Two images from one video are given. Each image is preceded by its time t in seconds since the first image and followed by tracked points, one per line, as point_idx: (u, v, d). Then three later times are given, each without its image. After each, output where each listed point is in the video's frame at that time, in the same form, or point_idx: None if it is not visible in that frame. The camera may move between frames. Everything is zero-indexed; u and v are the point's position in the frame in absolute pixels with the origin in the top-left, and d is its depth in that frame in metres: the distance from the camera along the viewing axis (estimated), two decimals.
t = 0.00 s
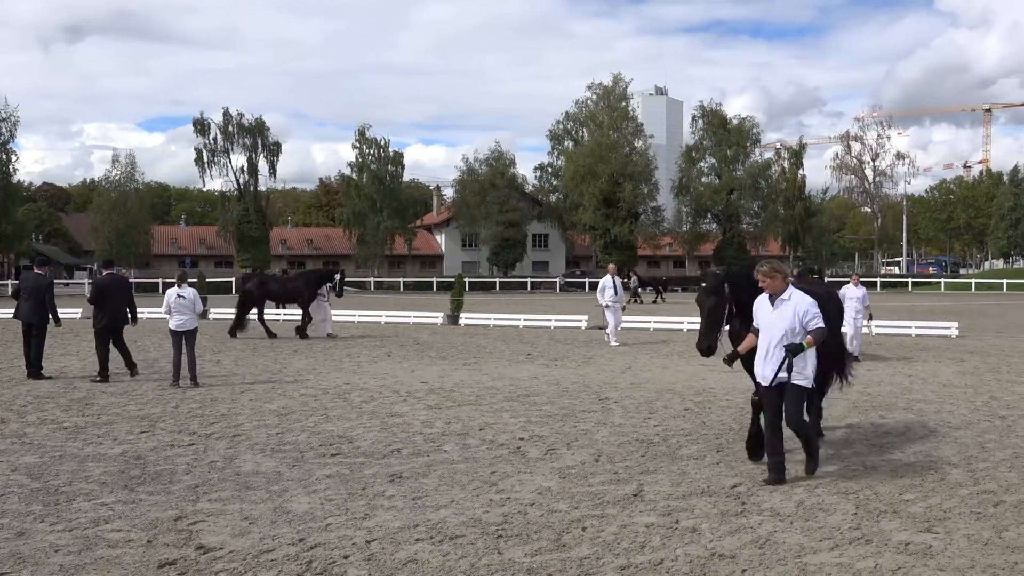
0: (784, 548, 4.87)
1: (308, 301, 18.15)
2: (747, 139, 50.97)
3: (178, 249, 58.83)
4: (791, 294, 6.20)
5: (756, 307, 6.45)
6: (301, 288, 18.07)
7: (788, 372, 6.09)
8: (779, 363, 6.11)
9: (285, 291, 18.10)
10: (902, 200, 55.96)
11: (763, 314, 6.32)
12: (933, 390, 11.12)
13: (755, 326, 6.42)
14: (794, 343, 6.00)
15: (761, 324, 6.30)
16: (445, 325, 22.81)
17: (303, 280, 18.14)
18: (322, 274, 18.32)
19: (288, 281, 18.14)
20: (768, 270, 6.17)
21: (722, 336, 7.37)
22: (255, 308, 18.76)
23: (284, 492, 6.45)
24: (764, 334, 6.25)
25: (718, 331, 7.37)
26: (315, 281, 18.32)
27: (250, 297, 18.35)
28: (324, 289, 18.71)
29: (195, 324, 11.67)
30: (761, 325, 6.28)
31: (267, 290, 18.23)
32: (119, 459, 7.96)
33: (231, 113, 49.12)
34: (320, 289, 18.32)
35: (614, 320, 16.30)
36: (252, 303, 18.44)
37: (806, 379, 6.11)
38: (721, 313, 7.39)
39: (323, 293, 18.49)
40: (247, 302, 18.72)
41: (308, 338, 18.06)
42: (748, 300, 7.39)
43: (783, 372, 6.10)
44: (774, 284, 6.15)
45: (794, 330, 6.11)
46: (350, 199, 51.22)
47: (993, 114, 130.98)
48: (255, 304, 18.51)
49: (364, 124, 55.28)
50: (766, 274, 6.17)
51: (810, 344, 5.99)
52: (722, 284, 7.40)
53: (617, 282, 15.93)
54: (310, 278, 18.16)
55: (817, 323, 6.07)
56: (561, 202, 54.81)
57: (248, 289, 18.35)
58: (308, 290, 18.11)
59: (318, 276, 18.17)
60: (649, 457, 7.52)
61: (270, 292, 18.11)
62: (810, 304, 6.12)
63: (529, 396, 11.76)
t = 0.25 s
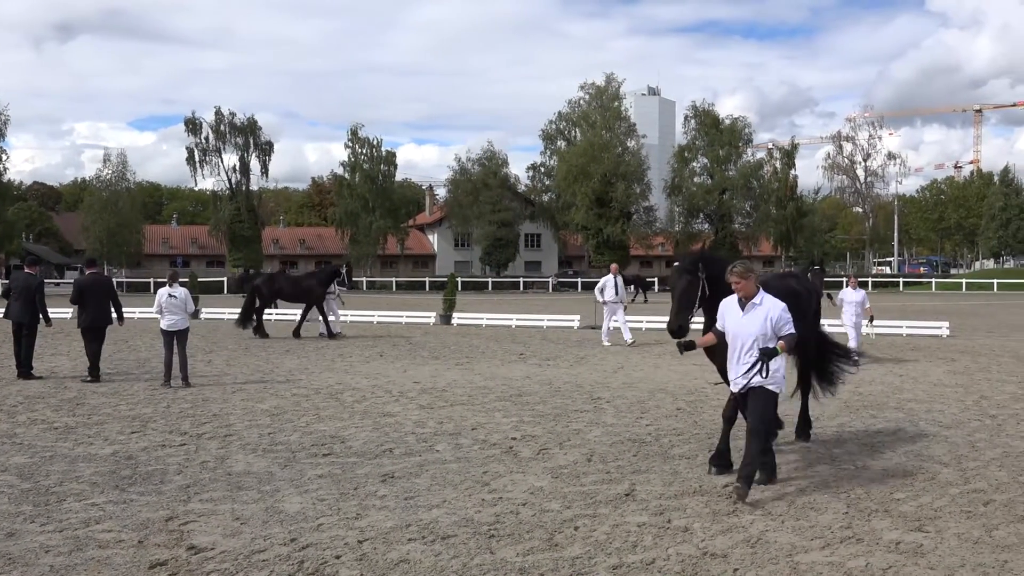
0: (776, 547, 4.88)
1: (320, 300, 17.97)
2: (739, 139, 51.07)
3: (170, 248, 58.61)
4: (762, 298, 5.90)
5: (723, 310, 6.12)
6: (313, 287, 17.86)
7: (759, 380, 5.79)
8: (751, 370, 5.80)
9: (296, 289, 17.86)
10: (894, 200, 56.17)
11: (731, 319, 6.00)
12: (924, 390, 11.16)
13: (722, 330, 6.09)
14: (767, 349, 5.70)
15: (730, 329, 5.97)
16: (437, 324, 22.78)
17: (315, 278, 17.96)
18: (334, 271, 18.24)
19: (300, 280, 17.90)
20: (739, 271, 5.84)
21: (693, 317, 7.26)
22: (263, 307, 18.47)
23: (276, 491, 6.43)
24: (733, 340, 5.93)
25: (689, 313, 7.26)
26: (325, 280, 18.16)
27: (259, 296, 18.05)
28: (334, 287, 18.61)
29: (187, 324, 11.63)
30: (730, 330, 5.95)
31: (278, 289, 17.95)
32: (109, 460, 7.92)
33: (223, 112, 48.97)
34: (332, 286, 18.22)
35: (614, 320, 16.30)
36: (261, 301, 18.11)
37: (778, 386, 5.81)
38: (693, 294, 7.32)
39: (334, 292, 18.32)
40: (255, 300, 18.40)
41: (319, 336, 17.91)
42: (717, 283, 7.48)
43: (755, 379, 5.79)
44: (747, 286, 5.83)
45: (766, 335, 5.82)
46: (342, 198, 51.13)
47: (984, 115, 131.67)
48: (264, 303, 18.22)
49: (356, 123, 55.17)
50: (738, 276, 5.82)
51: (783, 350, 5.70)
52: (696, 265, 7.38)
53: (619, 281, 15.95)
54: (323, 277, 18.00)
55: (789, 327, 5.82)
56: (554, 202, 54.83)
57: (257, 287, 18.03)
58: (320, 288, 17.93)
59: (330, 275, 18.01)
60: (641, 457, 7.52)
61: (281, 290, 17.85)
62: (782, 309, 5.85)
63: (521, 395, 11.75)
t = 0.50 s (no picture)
0: (767, 547, 4.90)
1: (328, 300, 18.04)
2: (729, 139, 51.21)
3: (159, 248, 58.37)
4: (726, 298, 5.71)
5: (689, 310, 5.94)
6: (322, 287, 17.92)
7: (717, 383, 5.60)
8: (710, 372, 5.61)
9: (305, 291, 17.86)
10: (883, 200, 56.43)
11: (695, 318, 5.83)
12: (913, 389, 11.22)
13: (687, 330, 5.93)
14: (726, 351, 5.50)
15: (693, 329, 5.80)
16: (427, 324, 22.76)
17: (324, 279, 17.99)
18: (341, 272, 18.27)
19: (308, 280, 17.91)
20: (704, 269, 5.67)
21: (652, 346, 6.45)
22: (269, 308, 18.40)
23: (266, 492, 6.42)
24: (695, 340, 5.76)
25: (646, 341, 6.43)
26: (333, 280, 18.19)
27: (267, 298, 18.00)
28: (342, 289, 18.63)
29: (176, 324, 11.59)
30: (693, 330, 5.78)
31: (286, 290, 17.91)
32: (98, 461, 7.85)
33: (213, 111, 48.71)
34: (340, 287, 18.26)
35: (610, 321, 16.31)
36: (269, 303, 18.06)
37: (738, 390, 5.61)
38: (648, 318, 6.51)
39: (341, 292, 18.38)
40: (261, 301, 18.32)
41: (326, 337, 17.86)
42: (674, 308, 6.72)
43: (713, 381, 5.61)
44: (711, 284, 5.65)
45: (728, 336, 5.63)
46: (332, 198, 51.01)
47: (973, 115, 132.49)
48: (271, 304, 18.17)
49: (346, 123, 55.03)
50: (703, 273, 5.65)
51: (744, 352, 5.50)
52: (649, 290, 6.65)
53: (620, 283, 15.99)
54: (331, 277, 18.05)
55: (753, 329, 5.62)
56: (545, 202, 54.84)
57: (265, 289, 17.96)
58: (329, 289, 18.00)
59: (338, 275, 18.07)
60: (632, 457, 7.52)
61: (289, 292, 17.83)
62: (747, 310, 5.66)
63: (512, 395, 11.75)
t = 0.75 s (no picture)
0: (761, 546, 4.91)
1: (339, 300, 17.91)
2: (724, 139, 51.28)
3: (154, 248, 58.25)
4: (689, 301, 5.30)
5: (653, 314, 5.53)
6: (332, 288, 17.80)
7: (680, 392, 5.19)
8: (671, 383, 5.25)
9: (316, 291, 17.74)
10: (877, 200, 56.59)
11: (659, 322, 5.42)
12: (906, 389, 11.26)
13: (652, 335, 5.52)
14: (686, 360, 5.12)
15: (657, 333, 5.40)
16: (423, 324, 22.76)
17: (334, 279, 17.88)
18: (353, 273, 18.13)
19: (319, 281, 17.81)
20: (663, 271, 5.26)
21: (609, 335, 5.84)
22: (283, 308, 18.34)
23: (262, 492, 6.41)
24: (659, 346, 5.36)
25: (604, 328, 5.83)
26: (344, 280, 18.07)
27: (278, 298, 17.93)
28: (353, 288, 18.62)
29: (171, 324, 11.56)
30: (657, 335, 5.38)
31: (298, 290, 17.84)
32: (93, 461, 7.82)
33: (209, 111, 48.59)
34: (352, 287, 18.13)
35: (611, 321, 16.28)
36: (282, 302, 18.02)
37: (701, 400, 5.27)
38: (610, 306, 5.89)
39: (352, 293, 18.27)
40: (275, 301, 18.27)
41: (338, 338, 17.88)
42: (636, 294, 6.06)
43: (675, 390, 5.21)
44: (672, 287, 5.24)
45: (691, 341, 5.23)
46: (328, 198, 50.95)
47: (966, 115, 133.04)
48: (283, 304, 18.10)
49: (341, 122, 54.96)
50: (661, 275, 5.26)
51: (708, 358, 5.09)
52: (612, 272, 6.00)
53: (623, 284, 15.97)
54: (341, 278, 17.92)
55: (720, 333, 5.18)
56: (540, 202, 54.85)
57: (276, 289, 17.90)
58: (339, 290, 17.85)
59: (349, 275, 17.93)
60: (628, 457, 7.52)
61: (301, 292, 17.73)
62: (713, 312, 5.23)
63: (507, 395, 11.75)
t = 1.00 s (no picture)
0: (754, 545, 4.92)
1: (354, 300, 17.96)
2: (718, 139, 51.34)
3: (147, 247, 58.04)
4: (639, 298, 5.02)
5: (601, 313, 5.26)
6: (347, 289, 17.85)
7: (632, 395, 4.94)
8: (626, 386, 4.95)
9: (331, 292, 17.79)
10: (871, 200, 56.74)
11: (607, 322, 5.15)
12: (899, 388, 11.28)
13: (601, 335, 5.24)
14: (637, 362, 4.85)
15: (606, 335, 5.12)
16: (417, 324, 22.74)
17: (348, 280, 17.93)
18: (367, 273, 18.19)
19: (333, 282, 17.86)
20: (610, 268, 4.99)
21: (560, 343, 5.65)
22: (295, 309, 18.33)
23: (255, 492, 6.39)
24: (610, 349, 5.07)
25: (554, 337, 5.63)
26: (357, 280, 18.12)
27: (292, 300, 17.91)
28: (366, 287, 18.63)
29: (164, 324, 11.53)
30: (605, 337, 5.10)
31: (312, 291, 17.85)
32: (86, 462, 7.78)
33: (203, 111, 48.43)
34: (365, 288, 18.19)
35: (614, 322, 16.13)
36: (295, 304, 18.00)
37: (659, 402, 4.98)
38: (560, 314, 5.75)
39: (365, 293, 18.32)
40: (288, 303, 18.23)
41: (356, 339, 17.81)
42: (585, 302, 6.05)
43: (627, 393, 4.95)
44: (620, 285, 4.96)
45: (644, 341, 4.96)
46: (322, 198, 50.84)
47: (960, 115, 133.54)
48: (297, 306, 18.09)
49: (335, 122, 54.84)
50: (609, 272, 4.98)
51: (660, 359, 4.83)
52: (561, 278, 5.90)
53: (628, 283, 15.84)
54: (355, 279, 17.97)
55: (673, 330, 4.92)
56: (534, 202, 54.84)
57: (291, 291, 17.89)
58: (354, 290, 17.91)
59: (363, 276, 17.99)
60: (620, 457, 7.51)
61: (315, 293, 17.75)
62: (664, 309, 4.96)
63: (502, 395, 11.75)
